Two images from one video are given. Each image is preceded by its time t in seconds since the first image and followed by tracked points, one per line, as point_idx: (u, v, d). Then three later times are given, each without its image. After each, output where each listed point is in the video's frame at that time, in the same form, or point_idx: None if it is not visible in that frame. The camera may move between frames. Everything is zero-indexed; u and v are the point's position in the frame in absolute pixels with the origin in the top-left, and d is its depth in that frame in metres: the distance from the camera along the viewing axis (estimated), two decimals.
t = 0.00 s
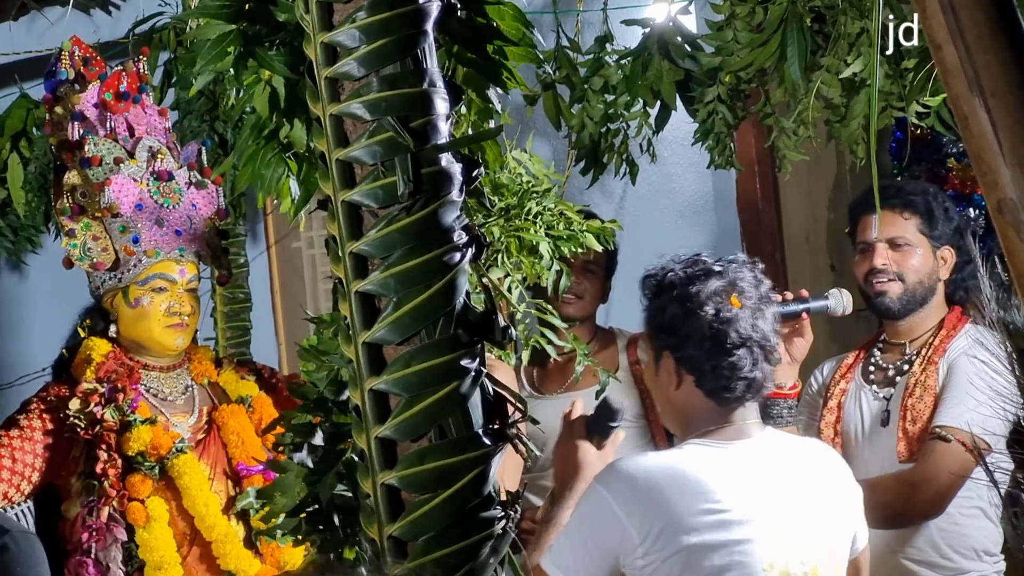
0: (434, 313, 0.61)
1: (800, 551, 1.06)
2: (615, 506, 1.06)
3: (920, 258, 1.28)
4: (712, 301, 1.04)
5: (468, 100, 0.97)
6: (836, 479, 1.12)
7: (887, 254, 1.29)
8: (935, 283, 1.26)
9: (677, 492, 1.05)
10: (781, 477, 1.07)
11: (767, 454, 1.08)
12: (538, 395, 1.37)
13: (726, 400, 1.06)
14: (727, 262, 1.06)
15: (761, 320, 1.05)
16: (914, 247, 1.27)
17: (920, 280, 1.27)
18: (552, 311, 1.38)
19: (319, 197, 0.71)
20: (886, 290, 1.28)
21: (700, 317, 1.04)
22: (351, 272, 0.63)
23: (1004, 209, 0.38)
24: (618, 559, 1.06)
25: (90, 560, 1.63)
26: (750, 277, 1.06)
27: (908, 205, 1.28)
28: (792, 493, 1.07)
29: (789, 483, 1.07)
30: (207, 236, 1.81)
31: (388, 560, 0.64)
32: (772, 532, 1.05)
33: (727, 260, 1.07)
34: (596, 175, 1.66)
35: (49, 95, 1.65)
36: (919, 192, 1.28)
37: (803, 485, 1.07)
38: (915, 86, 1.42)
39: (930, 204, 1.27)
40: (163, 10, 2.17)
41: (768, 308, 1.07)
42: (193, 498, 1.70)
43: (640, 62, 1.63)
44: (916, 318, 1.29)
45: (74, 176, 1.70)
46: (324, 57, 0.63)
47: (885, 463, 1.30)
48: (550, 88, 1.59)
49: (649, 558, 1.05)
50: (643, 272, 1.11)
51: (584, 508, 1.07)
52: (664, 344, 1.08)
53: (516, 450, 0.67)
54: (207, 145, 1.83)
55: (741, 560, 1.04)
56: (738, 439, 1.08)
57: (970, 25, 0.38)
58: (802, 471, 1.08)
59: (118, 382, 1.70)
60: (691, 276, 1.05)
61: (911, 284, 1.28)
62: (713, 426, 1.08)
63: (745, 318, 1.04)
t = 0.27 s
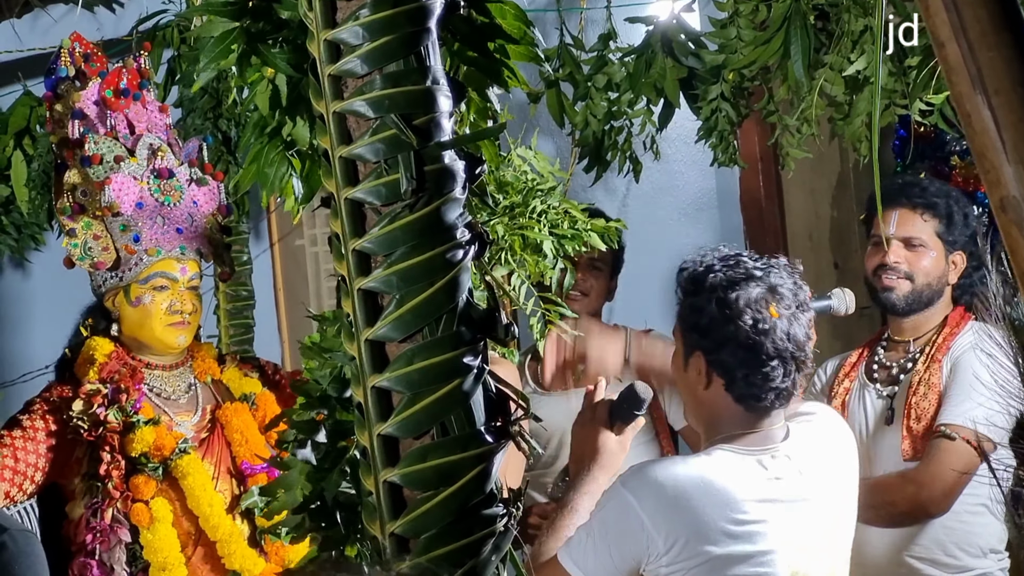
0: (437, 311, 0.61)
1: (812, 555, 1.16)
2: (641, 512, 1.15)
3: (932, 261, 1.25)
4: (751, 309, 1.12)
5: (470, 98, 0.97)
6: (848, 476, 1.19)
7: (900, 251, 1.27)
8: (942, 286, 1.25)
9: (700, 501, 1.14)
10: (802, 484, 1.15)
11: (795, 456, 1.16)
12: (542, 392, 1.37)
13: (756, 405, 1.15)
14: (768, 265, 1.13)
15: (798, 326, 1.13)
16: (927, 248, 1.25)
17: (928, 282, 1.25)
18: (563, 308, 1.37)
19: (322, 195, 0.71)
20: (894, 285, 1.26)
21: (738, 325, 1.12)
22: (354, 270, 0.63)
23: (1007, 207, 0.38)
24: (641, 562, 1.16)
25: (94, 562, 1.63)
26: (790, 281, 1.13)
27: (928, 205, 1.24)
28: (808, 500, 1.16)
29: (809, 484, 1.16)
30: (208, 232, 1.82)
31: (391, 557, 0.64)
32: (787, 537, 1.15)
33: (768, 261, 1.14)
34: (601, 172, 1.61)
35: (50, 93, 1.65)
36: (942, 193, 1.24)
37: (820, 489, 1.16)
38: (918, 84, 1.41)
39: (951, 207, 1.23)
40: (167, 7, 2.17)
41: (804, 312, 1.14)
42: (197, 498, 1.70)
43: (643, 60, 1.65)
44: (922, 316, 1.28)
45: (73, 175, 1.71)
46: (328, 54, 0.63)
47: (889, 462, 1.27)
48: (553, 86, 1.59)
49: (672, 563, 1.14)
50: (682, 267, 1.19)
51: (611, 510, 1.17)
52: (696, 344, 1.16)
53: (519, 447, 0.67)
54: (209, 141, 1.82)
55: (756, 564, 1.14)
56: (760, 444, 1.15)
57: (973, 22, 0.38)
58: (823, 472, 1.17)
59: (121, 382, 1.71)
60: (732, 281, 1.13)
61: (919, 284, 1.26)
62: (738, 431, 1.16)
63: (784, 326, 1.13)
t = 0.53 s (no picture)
0: (438, 309, 0.61)
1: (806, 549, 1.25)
2: (643, 505, 1.25)
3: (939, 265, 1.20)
4: (770, 310, 1.22)
5: (471, 97, 0.96)
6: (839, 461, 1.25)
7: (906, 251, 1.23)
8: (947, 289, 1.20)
9: (701, 501, 1.23)
10: (803, 482, 1.24)
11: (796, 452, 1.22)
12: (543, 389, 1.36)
13: (761, 404, 1.24)
14: (787, 267, 1.23)
15: (811, 329, 1.23)
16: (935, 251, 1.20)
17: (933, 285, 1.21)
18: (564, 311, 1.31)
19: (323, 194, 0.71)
20: (897, 285, 1.23)
21: (753, 324, 1.22)
22: (355, 269, 0.63)
23: (1007, 206, 0.38)
24: (641, 555, 1.25)
25: (100, 559, 1.65)
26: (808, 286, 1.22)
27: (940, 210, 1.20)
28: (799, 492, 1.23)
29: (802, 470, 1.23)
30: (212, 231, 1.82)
31: (393, 555, 0.64)
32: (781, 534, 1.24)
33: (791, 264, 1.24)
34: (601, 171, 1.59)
35: (51, 94, 1.66)
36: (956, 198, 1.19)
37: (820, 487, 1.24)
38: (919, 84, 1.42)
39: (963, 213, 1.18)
40: (169, 7, 2.17)
41: (818, 316, 1.23)
42: (203, 496, 1.70)
43: (645, 59, 1.65)
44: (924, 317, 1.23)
45: (74, 175, 1.72)
46: (329, 53, 0.63)
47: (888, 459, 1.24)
48: (554, 85, 1.59)
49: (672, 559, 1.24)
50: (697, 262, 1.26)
51: (614, 502, 1.26)
52: (709, 338, 1.25)
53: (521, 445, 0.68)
54: (212, 139, 1.84)
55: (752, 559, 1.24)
56: (761, 441, 1.24)
57: (974, 22, 0.38)
58: (824, 465, 1.24)
59: (127, 380, 1.72)
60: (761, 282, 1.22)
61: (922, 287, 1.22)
62: (742, 427, 1.24)
63: (799, 330, 1.22)
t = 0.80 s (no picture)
0: (439, 308, 0.61)
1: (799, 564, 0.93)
2: (614, 508, 0.90)
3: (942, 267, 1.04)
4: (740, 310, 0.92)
5: (472, 96, 0.96)
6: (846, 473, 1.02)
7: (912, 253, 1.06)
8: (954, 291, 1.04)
9: (673, 497, 0.90)
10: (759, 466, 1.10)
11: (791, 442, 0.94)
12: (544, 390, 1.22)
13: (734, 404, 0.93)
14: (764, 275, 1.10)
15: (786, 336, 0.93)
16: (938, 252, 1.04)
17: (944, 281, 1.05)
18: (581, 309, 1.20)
19: (324, 193, 0.71)
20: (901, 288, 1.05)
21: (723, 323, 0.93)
22: (356, 267, 0.63)
23: (1009, 203, 0.38)
24: (612, 554, 0.91)
25: (103, 554, 1.64)
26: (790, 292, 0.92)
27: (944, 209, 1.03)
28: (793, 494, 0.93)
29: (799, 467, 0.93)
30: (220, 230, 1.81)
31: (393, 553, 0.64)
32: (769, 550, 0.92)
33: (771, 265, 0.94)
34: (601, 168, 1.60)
35: (62, 93, 1.67)
36: (958, 199, 1.03)
37: (816, 497, 0.94)
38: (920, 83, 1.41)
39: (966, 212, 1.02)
40: (171, 6, 2.18)
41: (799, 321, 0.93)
42: (206, 493, 1.70)
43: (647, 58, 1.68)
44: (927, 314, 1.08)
45: (85, 172, 1.71)
46: (331, 51, 0.63)
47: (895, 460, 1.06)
48: (556, 84, 1.60)
49: (646, 557, 0.91)
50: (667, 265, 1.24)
51: (579, 505, 0.90)
52: (685, 333, 0.95)
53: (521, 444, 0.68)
54: (221, 138, 1.81)
55: None
56: (739, 444, 0.92)
57: (976, 19, 0.38)
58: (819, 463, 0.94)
59: (134, 376, 1.71)
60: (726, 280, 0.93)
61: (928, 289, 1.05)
62: (719, 430, 0.93)
63: (768, 335, 0.93)
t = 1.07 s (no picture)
0: (438, 307, 0.61)
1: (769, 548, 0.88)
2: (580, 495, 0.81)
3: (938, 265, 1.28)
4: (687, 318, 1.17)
5: (472, 94, 0.96)
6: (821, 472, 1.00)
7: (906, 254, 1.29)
8: (948, 287, 1.28)
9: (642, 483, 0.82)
10: (743, 471, 1.20)
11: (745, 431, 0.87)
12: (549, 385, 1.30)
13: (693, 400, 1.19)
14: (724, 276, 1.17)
15: (737, 337, 1.19)
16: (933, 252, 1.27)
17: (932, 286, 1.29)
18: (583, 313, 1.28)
19: (325, 192, 0.71)
20: (899, 288, 1.29)
21: (672, 330, 1.18)
22: (355, 266, 0.63)
23: (1006, 202, 0.38)
24: (584, 553, 1.21)
25: (105, 552, 1.64)
26: (743, 296, 1.19)
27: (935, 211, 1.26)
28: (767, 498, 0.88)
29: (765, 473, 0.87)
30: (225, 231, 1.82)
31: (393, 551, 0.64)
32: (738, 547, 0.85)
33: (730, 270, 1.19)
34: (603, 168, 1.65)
35: (71, 89, 1.68)
36: (950, 198, 1.27)
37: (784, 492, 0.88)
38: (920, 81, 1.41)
39: (958, 211, 1.25)
40: (170, 6, 2.18)
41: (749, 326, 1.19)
42: (208, 491, 1.70)
43: (646, 57, 1.63)
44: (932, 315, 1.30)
45: (92, 171, 1.71)
46: (329, 51, 0.63)
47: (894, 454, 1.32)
48: (555, 83, 1.60)
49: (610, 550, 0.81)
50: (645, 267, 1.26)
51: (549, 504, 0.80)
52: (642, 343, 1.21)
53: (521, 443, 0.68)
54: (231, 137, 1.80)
55: None
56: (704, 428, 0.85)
57: (972, 18, 0.38)
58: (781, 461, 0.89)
59: (137, 375, 1.72)
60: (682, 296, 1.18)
61: (924, 288, 1.29)
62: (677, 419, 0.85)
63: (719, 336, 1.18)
